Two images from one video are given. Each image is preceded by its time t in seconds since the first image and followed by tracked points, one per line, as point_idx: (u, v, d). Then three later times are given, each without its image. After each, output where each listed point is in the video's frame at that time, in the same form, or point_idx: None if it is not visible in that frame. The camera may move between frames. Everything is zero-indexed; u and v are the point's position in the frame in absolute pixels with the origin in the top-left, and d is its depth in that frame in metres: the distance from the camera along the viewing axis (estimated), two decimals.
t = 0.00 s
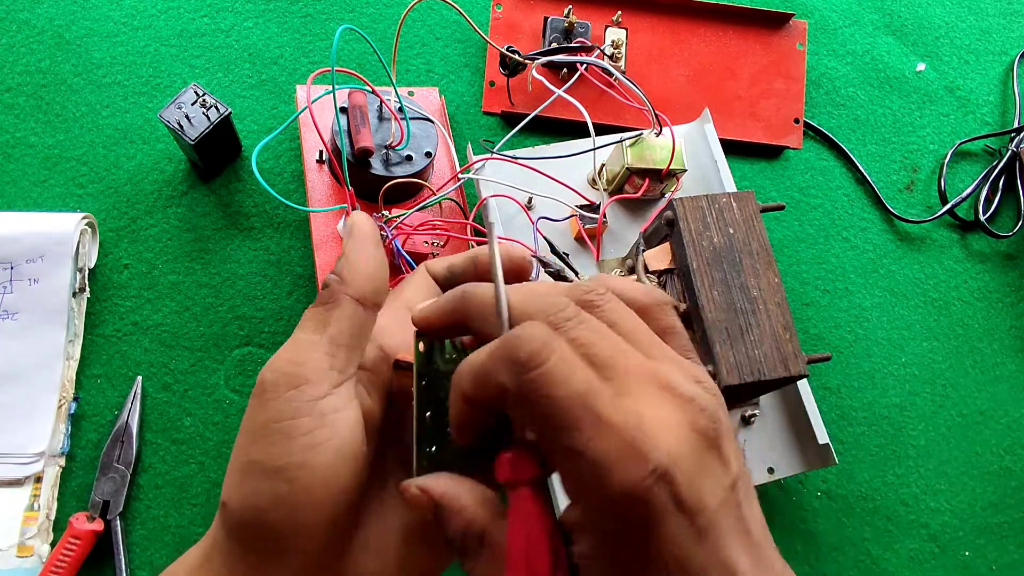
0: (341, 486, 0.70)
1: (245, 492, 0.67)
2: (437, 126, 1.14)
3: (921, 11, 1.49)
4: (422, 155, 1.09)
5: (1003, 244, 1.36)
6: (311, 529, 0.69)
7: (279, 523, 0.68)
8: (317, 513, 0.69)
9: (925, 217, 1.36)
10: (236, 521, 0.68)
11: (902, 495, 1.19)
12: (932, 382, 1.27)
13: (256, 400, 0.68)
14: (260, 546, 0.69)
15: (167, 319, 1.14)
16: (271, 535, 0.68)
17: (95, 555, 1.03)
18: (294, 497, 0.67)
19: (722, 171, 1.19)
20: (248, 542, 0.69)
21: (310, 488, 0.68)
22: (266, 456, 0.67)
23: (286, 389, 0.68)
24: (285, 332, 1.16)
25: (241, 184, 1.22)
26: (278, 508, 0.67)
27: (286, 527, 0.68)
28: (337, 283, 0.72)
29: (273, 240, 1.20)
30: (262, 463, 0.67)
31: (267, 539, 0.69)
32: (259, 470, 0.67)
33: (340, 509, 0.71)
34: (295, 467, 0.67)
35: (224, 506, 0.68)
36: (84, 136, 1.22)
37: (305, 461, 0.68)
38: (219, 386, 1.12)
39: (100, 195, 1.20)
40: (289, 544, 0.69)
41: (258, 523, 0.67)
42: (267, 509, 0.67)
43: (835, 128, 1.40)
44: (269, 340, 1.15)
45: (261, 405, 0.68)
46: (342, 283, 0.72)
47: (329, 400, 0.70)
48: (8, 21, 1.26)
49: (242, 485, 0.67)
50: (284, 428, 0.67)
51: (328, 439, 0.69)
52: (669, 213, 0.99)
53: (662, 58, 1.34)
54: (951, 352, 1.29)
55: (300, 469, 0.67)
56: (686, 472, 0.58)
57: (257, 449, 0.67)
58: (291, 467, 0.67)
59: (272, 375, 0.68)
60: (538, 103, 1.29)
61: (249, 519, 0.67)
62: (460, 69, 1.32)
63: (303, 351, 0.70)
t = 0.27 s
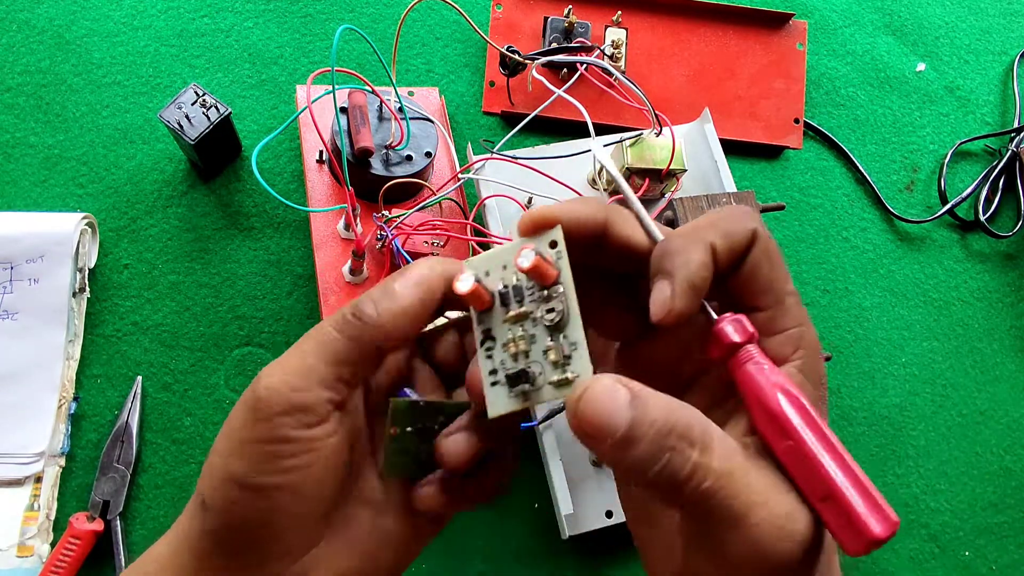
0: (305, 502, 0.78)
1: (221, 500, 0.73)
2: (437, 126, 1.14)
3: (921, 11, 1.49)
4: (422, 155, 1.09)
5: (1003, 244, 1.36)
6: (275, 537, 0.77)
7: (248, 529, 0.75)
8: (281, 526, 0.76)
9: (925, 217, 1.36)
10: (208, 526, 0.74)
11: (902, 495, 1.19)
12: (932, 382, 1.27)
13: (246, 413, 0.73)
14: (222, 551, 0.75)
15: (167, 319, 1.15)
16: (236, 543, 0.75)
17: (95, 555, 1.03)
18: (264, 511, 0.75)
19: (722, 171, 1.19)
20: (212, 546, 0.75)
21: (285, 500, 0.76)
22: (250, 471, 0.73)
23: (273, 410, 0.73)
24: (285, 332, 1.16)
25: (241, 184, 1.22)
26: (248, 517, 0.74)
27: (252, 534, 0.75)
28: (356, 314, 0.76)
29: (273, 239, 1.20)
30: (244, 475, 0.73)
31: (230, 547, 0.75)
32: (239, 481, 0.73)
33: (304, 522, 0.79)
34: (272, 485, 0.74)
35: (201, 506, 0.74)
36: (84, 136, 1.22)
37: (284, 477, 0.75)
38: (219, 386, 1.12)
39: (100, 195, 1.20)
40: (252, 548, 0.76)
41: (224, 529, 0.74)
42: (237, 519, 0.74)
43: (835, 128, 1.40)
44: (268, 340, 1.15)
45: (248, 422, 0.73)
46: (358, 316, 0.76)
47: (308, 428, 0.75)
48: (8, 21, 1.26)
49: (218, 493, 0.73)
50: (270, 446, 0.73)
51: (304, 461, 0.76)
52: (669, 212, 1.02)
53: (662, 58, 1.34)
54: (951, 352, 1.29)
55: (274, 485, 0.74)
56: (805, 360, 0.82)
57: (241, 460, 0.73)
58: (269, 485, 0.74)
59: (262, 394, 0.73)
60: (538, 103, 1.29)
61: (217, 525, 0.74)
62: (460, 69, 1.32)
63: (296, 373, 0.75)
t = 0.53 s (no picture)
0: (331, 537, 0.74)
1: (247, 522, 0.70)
2: (437, 126, 1.14)
3: (921, 11, 1.49)
4: (422, 155, 1.09)
5: (1003, 244, 1.36)
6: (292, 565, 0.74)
7: (269, 555, 0.72)
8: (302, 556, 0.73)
9: (925, 217, 1.36)
10: (226, 541, 0.70)
11: (902, 495, 1.19)
12: (932, 382, 1.27)
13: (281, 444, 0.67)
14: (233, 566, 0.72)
15: (167, 319, 1.14)
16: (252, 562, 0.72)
17: (95, 555, 1.03)
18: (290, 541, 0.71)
19: (722, 171, 1.19)
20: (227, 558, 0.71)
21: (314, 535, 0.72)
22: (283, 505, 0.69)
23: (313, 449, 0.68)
24: (285, 332, 1.16)
25: (241, 184, 1.22)
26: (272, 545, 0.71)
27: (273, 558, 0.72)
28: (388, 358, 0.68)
29: (273, 240, 1.20)
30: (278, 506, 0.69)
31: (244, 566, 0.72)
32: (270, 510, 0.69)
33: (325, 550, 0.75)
34: (303, 521, 0.70)
35: (224, 519, 0.70)
36: (84, 136, 1.22)
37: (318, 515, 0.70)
38: (219, 386, 1.12)
39: (100, 195, 1.20)
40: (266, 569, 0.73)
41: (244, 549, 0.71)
42: (260, 542, 0.70)
43: (835, 128, 1.40)
44: (269, 340, 1.15)
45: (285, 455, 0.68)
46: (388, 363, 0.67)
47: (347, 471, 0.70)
48: (8, 21, 1.25)
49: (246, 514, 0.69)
50: (306, 485, 0.68)
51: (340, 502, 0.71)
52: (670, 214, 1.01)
53: (663, 59, 1.34)
54: (950, 352, 1.29)
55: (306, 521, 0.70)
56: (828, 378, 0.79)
57: (274, 492, 0.68)
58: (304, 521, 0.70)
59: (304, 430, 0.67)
60: (538, 103, 1.29)
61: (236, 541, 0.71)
62: (460, 69, 1.32)
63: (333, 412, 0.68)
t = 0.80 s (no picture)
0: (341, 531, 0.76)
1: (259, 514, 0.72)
2: (437, 126, 1.14)
3: (921, 11, 1.49)
4: (422, 155, 1.09)
5: (1003, 244, 1.36)
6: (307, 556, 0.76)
7: (282, 547, 0.74)
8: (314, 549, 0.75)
9: (925, 217, 1.36)
10: (245, 531, 0.74)
11: (902, 495, 1.19)
12: (933, 382, 1.27)
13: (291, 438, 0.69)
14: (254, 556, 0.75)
15: (167, 319, 1.14)
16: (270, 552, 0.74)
17: (95, 555, 1.03)
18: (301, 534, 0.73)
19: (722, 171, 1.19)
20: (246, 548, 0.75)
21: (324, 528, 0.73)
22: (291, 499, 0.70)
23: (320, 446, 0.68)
24: (285, 332, 1.16)
25: (241, 184, 1.22)
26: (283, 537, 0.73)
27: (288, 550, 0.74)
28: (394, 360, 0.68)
29: (273, 240, 1.20)
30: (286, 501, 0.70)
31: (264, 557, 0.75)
32: (279, 503, 0.70)
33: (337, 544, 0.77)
34: (311, 516, 0.71)
35: (244, 508, 0.73)
36: (84, 136, 1.22)
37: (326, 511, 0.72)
38: (219, 386, 1.12)
39: (100, 195, 1.20)
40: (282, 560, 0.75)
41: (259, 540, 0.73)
42: (274, 534, 0.72)
43: (835, 128, 1.40)
44: (269, 340, 1.15)
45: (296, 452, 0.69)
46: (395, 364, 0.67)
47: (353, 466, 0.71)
48: (8, 21, 1.26)
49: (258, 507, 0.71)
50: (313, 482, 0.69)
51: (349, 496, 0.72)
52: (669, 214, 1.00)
53: (663, 59, 1.34)
54: (950, 352, 1.29)
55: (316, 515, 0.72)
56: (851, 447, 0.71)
57: (283, 486, 0.70)
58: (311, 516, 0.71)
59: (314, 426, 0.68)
60: (538, 103, 1.29)
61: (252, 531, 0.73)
62: (460, 69, 1.32)
63: (344, 410, 0.68)
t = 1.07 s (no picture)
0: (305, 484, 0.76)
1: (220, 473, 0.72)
2: (437, 126, 1.14)
3: (921, 11, 1.49)
4: (422, 155, 1.09)
5: (1003, 244, 1.36)
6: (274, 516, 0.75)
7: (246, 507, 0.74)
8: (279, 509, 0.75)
9: (926, 216, 1.36)
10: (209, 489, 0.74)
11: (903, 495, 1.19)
12: (933, 382, 1.27)
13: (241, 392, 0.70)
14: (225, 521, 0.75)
15: (167, 319, 1.14)
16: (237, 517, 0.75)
17: (95, 555, 1.03)
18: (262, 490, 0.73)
19: (722, 171, 1.19)
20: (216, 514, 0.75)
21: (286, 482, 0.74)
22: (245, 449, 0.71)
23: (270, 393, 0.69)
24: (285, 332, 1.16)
25: (241, 184, 1.22)
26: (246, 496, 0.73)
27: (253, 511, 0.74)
28: (347, 290, 0.65)
29: (273, 239, 1.20)
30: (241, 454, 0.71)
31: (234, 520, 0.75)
32: (235, 457, 0.71)
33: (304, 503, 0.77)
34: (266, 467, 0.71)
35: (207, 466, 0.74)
36: (84, 136, 1.22)
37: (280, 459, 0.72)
38: (219, 386, 1.12)
39: (100, 195, 1.20)
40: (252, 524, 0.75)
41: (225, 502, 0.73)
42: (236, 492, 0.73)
43: (835, 128, 1.40)
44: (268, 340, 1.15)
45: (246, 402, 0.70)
46: (351, 297, 0.64)
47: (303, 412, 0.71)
48: (8, 21, 1.26)
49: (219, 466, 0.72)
50: (265, 432, 0.70)
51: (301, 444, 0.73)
52: (670, 213, 1.00)
53: (663, 59, 1.34)
54: (951, 352, 1.29)
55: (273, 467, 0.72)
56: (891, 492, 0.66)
57: (238, 437, 0.70)
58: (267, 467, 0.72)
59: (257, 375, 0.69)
60: (538, 103, 1.29)
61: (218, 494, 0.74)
62: (460, 69, 1.32)
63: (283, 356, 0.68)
